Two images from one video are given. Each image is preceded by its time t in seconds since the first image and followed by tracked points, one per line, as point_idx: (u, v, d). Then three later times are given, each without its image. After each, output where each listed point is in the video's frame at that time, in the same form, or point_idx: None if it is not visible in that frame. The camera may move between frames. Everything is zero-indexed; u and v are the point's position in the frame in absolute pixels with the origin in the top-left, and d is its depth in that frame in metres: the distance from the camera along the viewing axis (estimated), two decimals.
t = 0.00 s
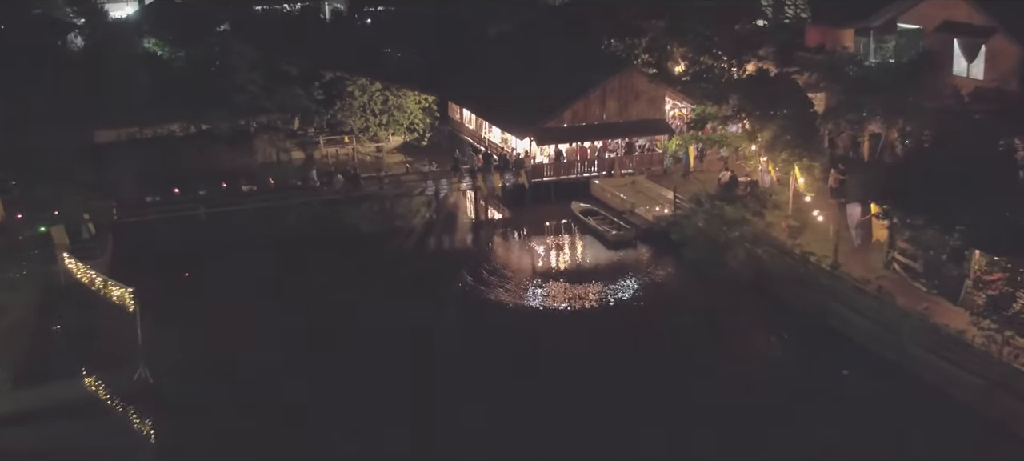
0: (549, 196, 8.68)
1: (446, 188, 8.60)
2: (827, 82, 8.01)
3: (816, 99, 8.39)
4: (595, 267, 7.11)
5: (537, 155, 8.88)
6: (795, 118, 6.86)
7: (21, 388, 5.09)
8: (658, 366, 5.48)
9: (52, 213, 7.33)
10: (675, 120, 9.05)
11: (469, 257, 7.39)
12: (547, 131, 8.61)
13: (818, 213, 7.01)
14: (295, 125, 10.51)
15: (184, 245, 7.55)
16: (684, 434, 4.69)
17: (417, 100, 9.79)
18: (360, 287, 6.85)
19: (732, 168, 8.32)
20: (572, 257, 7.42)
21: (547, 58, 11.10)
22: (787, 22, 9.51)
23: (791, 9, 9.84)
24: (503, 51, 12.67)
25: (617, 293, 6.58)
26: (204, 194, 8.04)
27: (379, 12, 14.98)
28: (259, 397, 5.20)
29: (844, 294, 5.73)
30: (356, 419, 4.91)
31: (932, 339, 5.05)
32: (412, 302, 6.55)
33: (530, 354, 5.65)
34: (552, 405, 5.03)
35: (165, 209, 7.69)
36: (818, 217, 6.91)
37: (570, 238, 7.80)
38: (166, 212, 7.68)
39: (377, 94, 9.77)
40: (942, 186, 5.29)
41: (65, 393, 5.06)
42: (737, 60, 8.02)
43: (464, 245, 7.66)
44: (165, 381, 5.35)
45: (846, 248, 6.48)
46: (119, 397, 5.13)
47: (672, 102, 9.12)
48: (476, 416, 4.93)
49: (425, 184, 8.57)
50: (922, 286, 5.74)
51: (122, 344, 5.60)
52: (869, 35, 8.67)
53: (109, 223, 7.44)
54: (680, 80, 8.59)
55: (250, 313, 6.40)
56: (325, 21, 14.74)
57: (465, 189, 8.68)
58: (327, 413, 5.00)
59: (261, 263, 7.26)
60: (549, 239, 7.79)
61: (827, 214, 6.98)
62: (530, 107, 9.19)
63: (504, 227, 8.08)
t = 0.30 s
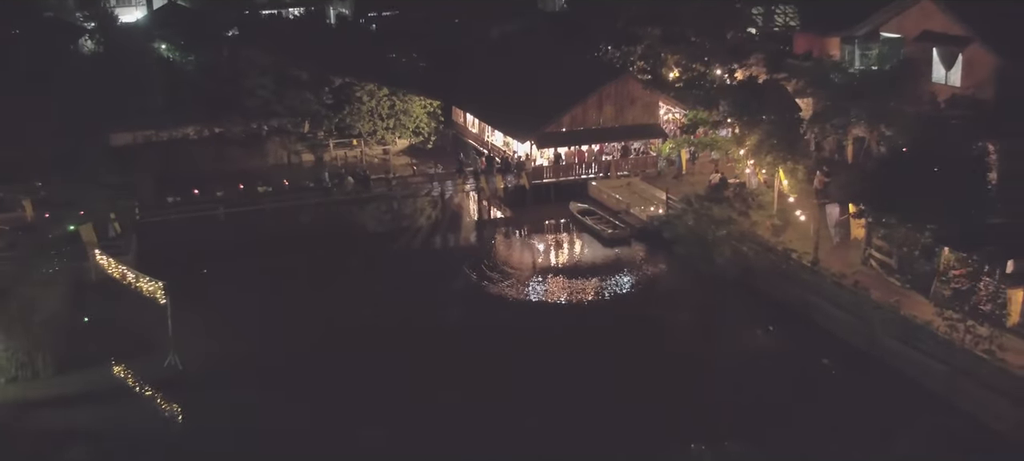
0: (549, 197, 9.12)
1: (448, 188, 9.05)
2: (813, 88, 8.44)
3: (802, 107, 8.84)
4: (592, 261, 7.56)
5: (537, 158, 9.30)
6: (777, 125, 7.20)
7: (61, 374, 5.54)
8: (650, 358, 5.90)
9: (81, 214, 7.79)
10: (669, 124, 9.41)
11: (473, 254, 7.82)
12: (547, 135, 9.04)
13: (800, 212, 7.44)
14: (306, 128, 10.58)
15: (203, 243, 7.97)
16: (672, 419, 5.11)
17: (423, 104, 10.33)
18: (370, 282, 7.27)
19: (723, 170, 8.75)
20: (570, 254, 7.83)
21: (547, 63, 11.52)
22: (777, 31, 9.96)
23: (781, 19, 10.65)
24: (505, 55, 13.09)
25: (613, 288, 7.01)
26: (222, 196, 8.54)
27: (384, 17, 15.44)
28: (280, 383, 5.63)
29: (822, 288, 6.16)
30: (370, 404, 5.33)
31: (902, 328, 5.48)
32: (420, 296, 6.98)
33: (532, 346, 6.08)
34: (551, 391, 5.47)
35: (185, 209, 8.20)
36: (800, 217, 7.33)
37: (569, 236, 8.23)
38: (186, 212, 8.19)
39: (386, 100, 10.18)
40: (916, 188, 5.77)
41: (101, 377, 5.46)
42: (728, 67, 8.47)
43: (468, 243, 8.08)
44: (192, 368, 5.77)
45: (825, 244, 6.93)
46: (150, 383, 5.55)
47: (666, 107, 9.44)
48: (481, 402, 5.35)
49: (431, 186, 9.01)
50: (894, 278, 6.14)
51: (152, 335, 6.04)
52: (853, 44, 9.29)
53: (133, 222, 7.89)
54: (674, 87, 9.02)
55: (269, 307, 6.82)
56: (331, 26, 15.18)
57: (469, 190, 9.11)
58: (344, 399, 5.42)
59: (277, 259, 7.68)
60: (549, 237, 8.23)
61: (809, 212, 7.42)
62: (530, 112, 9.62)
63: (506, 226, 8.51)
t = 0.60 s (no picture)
0: (548, 197, 9.58)
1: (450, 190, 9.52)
2: (800, 94, 8.87)
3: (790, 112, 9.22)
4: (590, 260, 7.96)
5: (537, 160, 9.78)
6: (764, 126, 7.69)
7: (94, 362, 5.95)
8: (643, 349, 6.36)
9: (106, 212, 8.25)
10: (663, 128, 9.69)
11: (476, 252, 8.26)
12: (547, 139, 9.48)
13: (784, 209, 7.88)
14: (315, 130, 11.01)
15: (221, 237, 8.35)
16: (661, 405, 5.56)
17: (428, 109, 10.71)
18: (379, 278, 7.70)
19: (713, 171, 9.13)
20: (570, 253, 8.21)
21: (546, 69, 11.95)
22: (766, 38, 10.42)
23: (770, 27, 11.10)
24: (506, 60, 13.51)
25: (608, 283, 7.46)
26: (238, 196, 8.99)
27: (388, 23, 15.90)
28: (298, 371, 6.07)
29: (800, 282, 6.63)
30: (382, 391, 5.78)
31: (873, 321, 5.92)
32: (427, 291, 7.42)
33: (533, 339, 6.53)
34: (549, 380, 5.92)
35: (205, 208, 8.67)
36: (784, 215, 7.75)
37: (567, 234, 8.68)
38: (205, 210, 8.66)
39: (392, 104, 10.69)
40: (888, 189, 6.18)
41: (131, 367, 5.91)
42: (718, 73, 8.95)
43: (471, 241, 8.53)
44: (216, 356, 6.21)
45: (807, 242, 7.36)
46: (174, 370, 5.95)
47: (660, 111, 9.73)
48: (485, 390, 5.80)
49: (437, 187, 9.51)
50: (870, 275, 6.62)
51: (178, 327, 6.45)
52: (837, 51, 9.72)
53: (154, 222, 8.34)
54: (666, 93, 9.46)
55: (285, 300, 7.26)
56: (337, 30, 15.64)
57: (473, 191, 9.64)
58: (359, 386, 5.86)
59: (290, 256, 8.12)
60: (548, 235, 8.68)
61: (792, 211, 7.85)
62: (530, 116, 10.05)
63: (508, 225, 8.95)
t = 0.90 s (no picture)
0: (547, 197, 10.02)
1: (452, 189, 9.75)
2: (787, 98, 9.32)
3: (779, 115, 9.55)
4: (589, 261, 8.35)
5: (537, 162, 10.12)
6: (750, 127, 8.19)
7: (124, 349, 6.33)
8: (635, 339, 6.80)
9: (128, 212, 8.72)
10: (656, 131, 10.21)
11: (478, 249, 8.71)
12: (547, 142, 9.96)
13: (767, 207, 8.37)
14: (323, 134, 11.49)
15: (236, 236, 8.80)
16: (650, 388, 6.03)
17: (432, 113, 11.19)
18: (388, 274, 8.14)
19: (703, 173, 9.59)
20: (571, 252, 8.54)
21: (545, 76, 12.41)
22: (755, 45, 10.89)
23: (759, 34, 11.44)
24: (507, 65, 13.96)
25: (603, 278, 7.93)
26: (253, 196, 9.44)
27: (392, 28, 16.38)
28: (316, 359, 6.54)
29: (783, 276, 7.09)
30: (393, 378, 6.26)
31: (848, 311, 6.39)
32: (433, 286, 7.87)
33: (533, 330, 6.98)
34: (548, 367, 6.37)
35: (221, 208, 9.07)
36: (767, 214, 8.25)
37: (565, 232, 9.19)
38: (221, 210, 9.06)
39: (398, 108, 11.17)
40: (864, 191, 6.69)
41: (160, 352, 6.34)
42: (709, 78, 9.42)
43: (473, 239, 8.98)
44: (238, 345, 6.68)
45: (789, 239, 7.82)
46: (197, 359, 6.38)
47: (653, 115, 10.23)
48: (489, 377, 6.26)
49: (441, 188, 9.85)
50: (848, 269, 7.05)
51: (203, 318, 6.93)
52: (823, 58, 10.18)
53: (173, 221, 8.79)
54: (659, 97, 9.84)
55: (299, 294, 7.71)
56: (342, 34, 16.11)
57: (475, 192, 10.01)
58: (371, 374, 6.32)
59: (303, 253, 8.58)
60: (546, 233, 9.18)
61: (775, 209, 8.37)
62: (530, 120, 10.52)
63: (509, 224, 9.40)
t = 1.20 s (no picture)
0: (547, 196, 10.49)
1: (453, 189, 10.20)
2: (775, 102, 9.82)
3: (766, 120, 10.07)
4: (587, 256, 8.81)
5: (537, 163, 10.51)
6: (738, 131, 8.66)
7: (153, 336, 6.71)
8: (630, 330, 7.27)
9: (149, 213, 9.18)
10: (651, 133, 10.64)
11: (481, 246, 9.17)
12: (547, 144, 10.41)
13: (753, 205, 8.87)
14: (331, 135, 11.90)
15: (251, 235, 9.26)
16: (644, 374, 6.48)
17: (436, 116, 11.69)
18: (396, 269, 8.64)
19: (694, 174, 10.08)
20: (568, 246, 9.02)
21: (544, 81, 12.88)
22: (745, 51, 11.38)
23: (750, 39, 11.93)
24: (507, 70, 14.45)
25: (600, 273, 8.38)
26: (267, 196, 9.87)
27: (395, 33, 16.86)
28: (332, 350, 7.00)
29: (767, 271, 7.54)
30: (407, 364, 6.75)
31: (826, 303, 6.87)
32: (439, 280, 8.34)
33: (534, 322, 7.45)
34: (548, 356, 6.83)
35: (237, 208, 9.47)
36: (755, 212, 8.72)
37: (563, 229, 9.65)
38: (237, 210, 9.46)
39: (405, 112, 11.61)
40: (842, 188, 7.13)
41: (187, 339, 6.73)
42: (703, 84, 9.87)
43: (477, 236, 9.44)
44: (258, 335, 7.12)
45: (774, 236, 8.30)
46: (221, 348, 6.81)
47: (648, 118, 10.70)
48: (494, 365, 6.72)
49: (446, 188, 10.24)
50: (827, 263, 7.53)
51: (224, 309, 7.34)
52: (809, 64, 10.59)
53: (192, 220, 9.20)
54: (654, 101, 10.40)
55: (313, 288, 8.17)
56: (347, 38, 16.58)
57: (478, 192, 10.45)
58: (384, 362, 6.78)
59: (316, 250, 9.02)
60: (546, 230, 9.65)
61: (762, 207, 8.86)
62: (530, 124, 10.96)
63: (510, 223, 9.85)
